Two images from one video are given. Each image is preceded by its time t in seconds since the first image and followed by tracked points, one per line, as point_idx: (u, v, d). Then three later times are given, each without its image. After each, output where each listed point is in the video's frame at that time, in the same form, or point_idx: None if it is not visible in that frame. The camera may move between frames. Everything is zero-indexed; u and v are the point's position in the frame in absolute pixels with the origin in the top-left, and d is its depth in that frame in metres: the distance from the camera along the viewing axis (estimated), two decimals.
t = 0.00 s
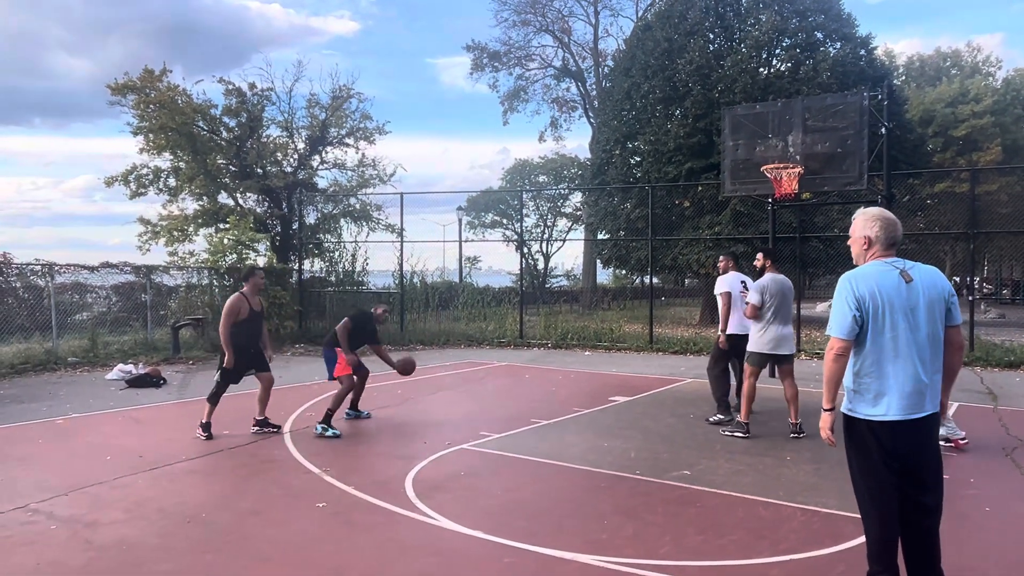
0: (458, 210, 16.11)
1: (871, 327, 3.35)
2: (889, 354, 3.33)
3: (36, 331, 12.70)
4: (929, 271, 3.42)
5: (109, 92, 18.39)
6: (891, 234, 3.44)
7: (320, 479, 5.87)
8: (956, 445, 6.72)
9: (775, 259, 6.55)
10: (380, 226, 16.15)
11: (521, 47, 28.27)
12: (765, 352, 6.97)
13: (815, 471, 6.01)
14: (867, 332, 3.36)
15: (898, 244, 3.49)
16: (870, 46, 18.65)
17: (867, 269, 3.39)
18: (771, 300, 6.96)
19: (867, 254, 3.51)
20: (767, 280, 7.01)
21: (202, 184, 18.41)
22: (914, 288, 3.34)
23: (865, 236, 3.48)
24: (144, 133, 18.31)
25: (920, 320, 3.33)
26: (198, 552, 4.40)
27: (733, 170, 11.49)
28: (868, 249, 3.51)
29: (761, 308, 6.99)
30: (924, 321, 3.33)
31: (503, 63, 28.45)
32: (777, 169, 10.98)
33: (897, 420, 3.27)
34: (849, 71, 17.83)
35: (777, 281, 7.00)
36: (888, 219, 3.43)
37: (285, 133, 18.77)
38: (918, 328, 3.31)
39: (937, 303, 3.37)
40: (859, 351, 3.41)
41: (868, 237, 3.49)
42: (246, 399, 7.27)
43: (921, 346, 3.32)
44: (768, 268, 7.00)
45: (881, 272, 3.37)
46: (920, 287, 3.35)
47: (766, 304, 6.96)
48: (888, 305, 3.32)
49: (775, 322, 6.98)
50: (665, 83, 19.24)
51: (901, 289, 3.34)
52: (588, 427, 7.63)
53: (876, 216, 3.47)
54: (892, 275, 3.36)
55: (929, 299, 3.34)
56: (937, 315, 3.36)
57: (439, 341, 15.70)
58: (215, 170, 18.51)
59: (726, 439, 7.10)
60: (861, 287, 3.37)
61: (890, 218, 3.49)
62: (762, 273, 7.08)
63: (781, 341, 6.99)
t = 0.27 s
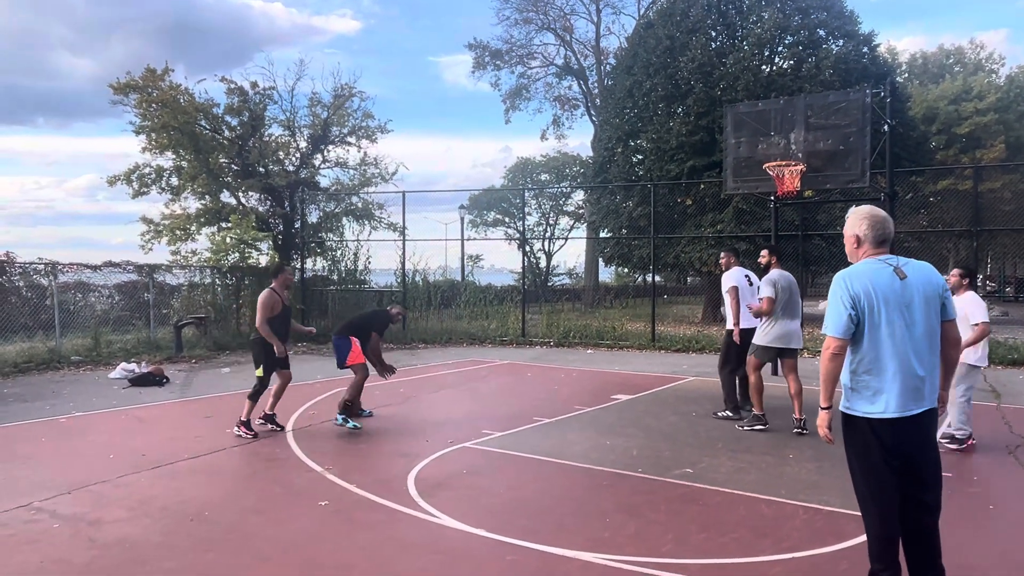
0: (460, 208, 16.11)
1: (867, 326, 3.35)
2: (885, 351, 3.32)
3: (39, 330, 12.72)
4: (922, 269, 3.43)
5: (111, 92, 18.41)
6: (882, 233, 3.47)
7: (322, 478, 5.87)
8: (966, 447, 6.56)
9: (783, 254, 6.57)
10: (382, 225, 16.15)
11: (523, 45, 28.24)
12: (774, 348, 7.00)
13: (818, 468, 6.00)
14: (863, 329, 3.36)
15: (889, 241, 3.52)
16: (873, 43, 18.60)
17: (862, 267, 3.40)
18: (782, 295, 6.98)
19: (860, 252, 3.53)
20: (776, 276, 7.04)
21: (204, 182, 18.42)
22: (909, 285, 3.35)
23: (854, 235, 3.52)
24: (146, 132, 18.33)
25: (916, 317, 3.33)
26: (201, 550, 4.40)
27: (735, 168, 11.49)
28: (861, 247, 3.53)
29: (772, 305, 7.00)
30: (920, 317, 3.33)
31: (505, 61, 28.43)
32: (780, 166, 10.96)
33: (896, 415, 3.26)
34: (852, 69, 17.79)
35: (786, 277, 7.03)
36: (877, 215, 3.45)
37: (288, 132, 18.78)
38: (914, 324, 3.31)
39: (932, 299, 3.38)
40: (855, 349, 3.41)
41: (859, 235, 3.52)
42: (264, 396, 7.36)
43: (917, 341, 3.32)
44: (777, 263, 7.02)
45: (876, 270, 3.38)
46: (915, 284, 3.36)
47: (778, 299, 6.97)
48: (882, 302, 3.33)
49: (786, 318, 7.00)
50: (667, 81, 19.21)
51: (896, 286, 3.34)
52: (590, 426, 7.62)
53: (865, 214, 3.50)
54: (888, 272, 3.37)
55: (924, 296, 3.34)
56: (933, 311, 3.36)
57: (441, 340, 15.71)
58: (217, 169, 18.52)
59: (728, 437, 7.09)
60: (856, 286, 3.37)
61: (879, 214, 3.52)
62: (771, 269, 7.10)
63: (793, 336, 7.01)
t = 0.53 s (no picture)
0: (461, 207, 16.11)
1: (855, 327, 3.35)
2: (874, 351, 3.31)
3: (42, 329, 12.74)
4: (914, 267, 3.38)
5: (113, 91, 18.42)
6: (873, 233, 3.44)
7: (324, 477, 5.87)
8: (971, 443, 6.83)
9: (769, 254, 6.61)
10: (384, 223, 16.15)
11: (524, 43, 28.22)
12: (761, 347, 7.07)
13: (820, 467, 5.99)
14: (851, 330, 3.37)
15: (879, 240, 3.48)
16: (874, 41, 18.57)
17: (850, 269, 3.39)
18: (770, 295, 7.02)
19: (852, 252, 3.50)
20: (764, 276, 7.09)
21: (206, 182, 18.43)
22: (897, 285, 3.31)
23: (846, 236, 3.49)
24: (147, 132, 18.34)
25: (906, 316, 3.30)
26: (203, 549, 4.40)
27: (737, 166, 11.46)
28: (853, 246, 3.49)
29: (760, 305, 7.06)
30: (910, 316, 3.30)
31: (506, 60, 28.42)
32: (782, 165, 10.93)
33: (886, 414, 3.26)
34: (854, 66, 17.76)
35: (775, 277, 7.07)
36: (867, 217, 3.43)
37: (289, 131, 18.79)
38: (902, 324, 3.28)
39: (922, 297, 3.34)
40: (845, 350, 3.42)
41: (850, 236, 3.49)
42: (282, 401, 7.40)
43: (907, 340, 3.29)
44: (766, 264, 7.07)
45: (865, 270, 3.36)
46: (904, 283, 3.32)
47: (766, 300, 7.02)
48: (869, 303, 3.31)
49: (775, 317, 7.05)
50: (668, 79, 19.20)
51: (884, 286, 3.32)
52: (592, 424, 7.62)
53: (857, 215, 3.48)
54: (876, 272, 3.35)
55: (913, 295, 3.31)
56: (924, 310, 3.32)
57: (443, 338, 15.71)
58: (219, 168, 18.53)
59: (730, 436, 7.09)
60: (843, 287, 3.36)
61: (870, 215, 3.49)
62: (761, 270, 7.14)
63: (782, 335, 7.06)
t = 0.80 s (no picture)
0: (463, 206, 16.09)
1: (850, 327, 3.39)
2: (869, 351, 3.33)
3: (44, 328, 12.75)
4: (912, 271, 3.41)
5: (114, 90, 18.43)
6: (870, 239, 3.49)
7: (326, 475, 5.88)
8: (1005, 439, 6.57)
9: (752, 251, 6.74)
10: (385, 222, 16.15)
11: (525, 42, 28.20)
12: (749, 343, 7.16)
13: (822, 465, 5.99)
14: (847, 330, 3.40)
15: (879, 247, 3.53)
16: (876, 38, 18.54)
17: (846, 271, 3.44)
18: (752, 291, 7.20)
19: (853, 257, 3.54)
20: (747, 273, 7.29)
21: (207, 181, 18.43)
22: (892, 286, 3.35)
23: (848, 241, 3.51)
24: (149, 131, 18.34)
25: (901, 316, 3.31)
26: (206, 547, 4.41)
27: (739, 164, 11.42)
28: (854, 252, 3.54)
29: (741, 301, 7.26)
30: (906, 317, 3.31)
31: (507, 58, 28.40)
32: (784, 162, 10.89)
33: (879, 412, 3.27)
34: (856, 64, 17.73)
35: (756, 273, 7.24)
36: (869, 222, 3.48)
37: (290, 130, 18.79)
38: (898, 325, 3.30)
39: (921, 300, 3.34)
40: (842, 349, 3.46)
41: (851, 241, 3.53)
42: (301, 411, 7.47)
43: (903, 340, 3.30)
44: (749, 262, 7.28)
45: (862, 273, 3.41)
46: (900, 285, 3.35)
47: (745, 296, 7.21)
48: (863, 303, 3.35)
49: (757, 313, 7.18)
50: (670, 77, 19.19)
51: (880, 287, 3.35)
52: (594, 423, 7.63)
53: (858, 221, 3.53)
54: (872, 274, 3.39)
55: (910, 297, 3.32)
56: (922, 311, 3.32)
57: (444, 337, 15.71)
58: (220, 167, 18.55)
59: (732, 434, 7.09)
60: (840, 288, 3.41)
61: (869, 222, 3.55)
62: (744, 268, 7.35)
63: (764, 330, 7.17)
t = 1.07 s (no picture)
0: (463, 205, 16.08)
1: (860, 316, 3.54)
2: (876, 339, 3.49)
3: (44, 327, 12.75)
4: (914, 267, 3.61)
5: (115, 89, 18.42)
6: (872, 237, 3.71)
7: (328, 474, 5.88)
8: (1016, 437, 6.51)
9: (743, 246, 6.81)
10: (386, 221, 16.14)
11: (525, 40, 28.19)
12: (744, 340, 7.16)
13: (823, 463, 5.99)
14: (856, 319, 3.54)
15: (881, 244, 3.75)
16: (877, 37, 18.53)
17: (857, 263, 3.60)
18: (744, 289, 7.23)
19: (857, 253, 3.74)
20: (739, 270, 7.32)
21: (207, 179, 18.43)
22: (900, 279, 3.52)
23: (852, 236, 3.73)
24: (149, 130, 18.33)
25: (907, 308, 3.48)
26: (207, 546, 4.41)
27: (740, 163, 11.40)
28: (858, 249, 3.74)
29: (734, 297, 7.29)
30: (910, 308, 3.48)
31: (507, 57, 28.39)
32: (784, 161, 10.89)
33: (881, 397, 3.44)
34: (856, 62, 17.72)
35: (747, 270, 7.27)
36: (872, 219, 3.70)
37: (290, 129, 18.80)
38: (902, 315, 3.47)
39: (924, 293, 3.52)
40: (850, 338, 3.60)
41: (853, 238, 3.74)
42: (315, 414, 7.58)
43: (906, 330, 3.47)
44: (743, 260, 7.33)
45: (869, 266, 3.58)
46: (907, 278, 3.52)
47: (737, 292, 7.24)
48: (874, 293, 3.51)
49: (749, 309, 7.19)
50: (670, 75, 19.18)
51: (888, 280, 3.52)
52: (595, 421, 7.63)
53: (860, 219, 3.75)
54: (879, 267, 3.57)
55: (914, 290, 3.50)
56: (924, 304, 3.50)
57: (445, 336, 15.70)
58: (220, 166, 18.54)
59: (733, 432, 7.09)
60: (851, 279, 3.57)
61: (872, 221, 3.76)
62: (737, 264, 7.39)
63: (757, 326, 7.17)
